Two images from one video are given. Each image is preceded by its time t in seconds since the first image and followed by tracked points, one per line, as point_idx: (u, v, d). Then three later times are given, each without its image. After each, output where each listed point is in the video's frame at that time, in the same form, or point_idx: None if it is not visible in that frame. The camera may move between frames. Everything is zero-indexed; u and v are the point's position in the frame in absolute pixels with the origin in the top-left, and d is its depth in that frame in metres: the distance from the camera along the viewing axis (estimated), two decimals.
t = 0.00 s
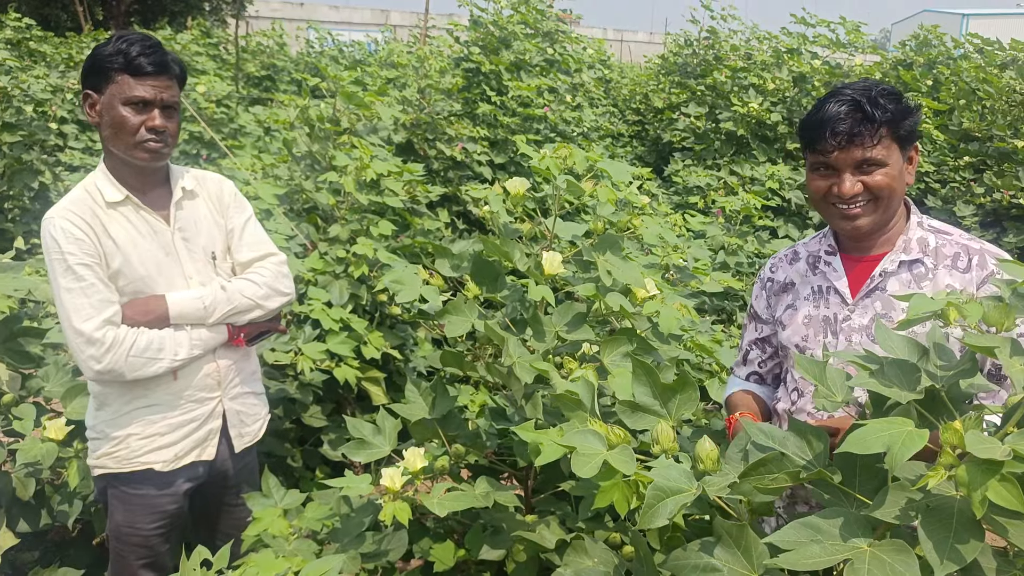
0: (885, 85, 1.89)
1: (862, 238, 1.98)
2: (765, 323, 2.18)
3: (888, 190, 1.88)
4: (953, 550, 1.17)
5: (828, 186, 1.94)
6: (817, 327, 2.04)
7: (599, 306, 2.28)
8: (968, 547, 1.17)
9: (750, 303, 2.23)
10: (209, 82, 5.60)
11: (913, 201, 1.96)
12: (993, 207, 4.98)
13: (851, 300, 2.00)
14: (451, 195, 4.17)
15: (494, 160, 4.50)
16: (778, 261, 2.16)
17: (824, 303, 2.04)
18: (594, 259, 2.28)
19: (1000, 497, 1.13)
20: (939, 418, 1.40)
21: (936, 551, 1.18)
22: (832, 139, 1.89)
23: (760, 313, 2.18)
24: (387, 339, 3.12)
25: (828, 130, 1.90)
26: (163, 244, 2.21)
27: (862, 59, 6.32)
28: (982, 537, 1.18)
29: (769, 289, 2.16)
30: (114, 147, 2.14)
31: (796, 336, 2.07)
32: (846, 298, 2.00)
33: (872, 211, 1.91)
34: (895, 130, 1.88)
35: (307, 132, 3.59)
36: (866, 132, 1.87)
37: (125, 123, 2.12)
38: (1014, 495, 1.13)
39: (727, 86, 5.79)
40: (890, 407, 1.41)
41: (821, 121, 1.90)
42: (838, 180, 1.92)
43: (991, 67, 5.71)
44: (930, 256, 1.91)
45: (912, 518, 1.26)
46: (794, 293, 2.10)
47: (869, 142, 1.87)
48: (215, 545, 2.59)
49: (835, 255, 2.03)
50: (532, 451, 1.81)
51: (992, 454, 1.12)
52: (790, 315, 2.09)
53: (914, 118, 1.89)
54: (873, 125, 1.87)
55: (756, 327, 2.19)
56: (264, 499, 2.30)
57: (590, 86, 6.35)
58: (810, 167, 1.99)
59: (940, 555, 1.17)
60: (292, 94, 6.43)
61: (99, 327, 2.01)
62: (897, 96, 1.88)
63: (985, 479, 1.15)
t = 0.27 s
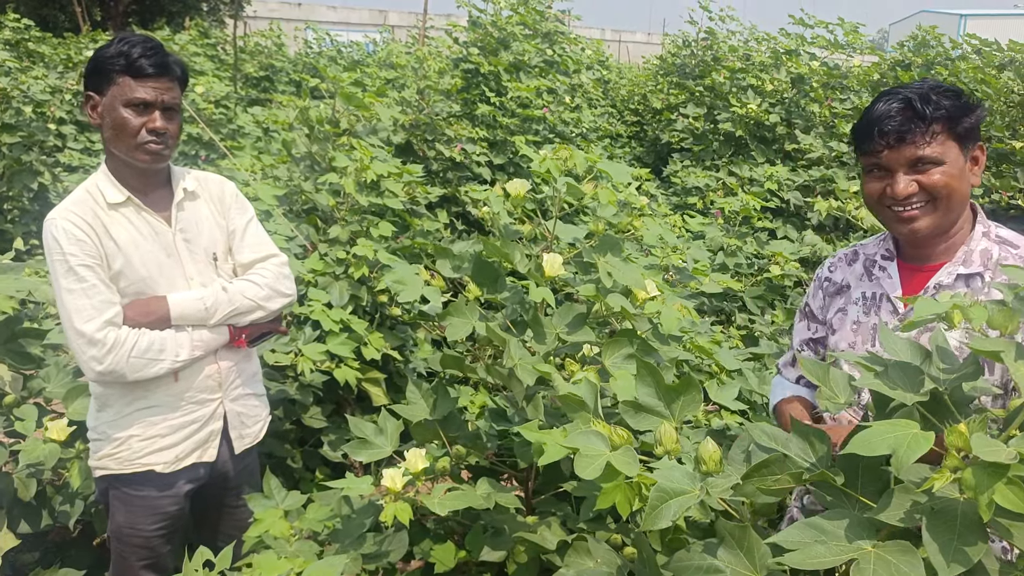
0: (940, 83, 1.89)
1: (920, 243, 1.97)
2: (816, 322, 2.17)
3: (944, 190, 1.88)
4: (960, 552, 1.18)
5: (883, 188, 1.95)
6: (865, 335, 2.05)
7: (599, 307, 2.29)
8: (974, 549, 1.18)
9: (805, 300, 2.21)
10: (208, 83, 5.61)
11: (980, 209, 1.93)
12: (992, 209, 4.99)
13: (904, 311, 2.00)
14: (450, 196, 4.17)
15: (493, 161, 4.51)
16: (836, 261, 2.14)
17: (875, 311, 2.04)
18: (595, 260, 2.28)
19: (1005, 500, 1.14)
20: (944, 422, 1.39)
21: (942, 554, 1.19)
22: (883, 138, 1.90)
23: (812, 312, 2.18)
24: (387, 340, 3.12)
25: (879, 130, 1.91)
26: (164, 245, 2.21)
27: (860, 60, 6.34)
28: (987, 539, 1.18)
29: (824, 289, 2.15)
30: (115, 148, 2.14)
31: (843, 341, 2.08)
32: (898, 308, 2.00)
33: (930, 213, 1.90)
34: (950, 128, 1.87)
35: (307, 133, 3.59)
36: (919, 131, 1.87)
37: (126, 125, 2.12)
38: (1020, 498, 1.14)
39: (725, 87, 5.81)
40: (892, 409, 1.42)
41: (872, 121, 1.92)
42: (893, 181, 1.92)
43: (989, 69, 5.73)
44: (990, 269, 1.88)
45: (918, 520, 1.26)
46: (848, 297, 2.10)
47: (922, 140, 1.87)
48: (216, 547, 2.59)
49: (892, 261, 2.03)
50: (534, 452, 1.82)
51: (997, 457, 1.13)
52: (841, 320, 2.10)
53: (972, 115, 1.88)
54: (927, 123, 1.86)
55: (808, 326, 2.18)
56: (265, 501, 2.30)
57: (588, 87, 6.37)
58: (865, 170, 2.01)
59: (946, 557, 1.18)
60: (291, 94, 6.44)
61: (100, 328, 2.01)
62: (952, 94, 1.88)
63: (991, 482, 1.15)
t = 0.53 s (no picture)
0: (958, 86, 1.95)
1: (931, 242, 2.01)
2: (822, 321, 2.17)
3: (958, 189, 1.92)
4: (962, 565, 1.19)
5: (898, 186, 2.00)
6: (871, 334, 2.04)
7: (597, 307, 2.30)
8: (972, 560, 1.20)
9: (809, 299, 2.22)
10: (209, 83, 5.64)
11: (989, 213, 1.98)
12: (990, 209, 5.01)
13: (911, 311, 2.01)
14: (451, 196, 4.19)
15: (493, 161, 4.53)
16: (843, 261, 2.16)
17: (881, 310, 2.04)
18: (592, 260, 2.30)
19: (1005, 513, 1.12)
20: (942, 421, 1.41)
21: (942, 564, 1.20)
22: (900, 137, 1.96)
23: (819, 311, 2.17)
24: (387, 339, 3.14)
25: (895, 129, 1.97)
26: (166, 244, 2.23)
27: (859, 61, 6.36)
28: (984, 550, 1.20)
29: (832, 288, 2.15)
30: (117, 148, 2.16)
31: (848, 340, 2.07)
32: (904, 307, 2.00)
33: (943, 212, 1.94)
34: (966, 129, 1.93)
35: (307, 133, 3.60)
36: (935, 131, 1.93)
37: (129, 124, 2.14)
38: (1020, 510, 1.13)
39: (725, 88, 5.83)
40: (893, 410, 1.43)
41: (888, 120, 1.98)
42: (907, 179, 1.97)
43: (987, 70, 5.75)
44: (997, 269, 1.92)
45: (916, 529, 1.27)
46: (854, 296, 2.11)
47: (938, 140, 1.93)
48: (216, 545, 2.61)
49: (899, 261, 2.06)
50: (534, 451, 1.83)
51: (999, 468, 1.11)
52: (845, 318, 2.10)
53: (988, 118, 1.94)
54: (943, 124, 1.93)
55: (813, 325, 2.17)
56: (266, 499, 2.32)
57: (588, 88, 6.39)
58: (881, 171, 2.06)
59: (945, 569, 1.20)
60: (292, 95, 6.47)
61: (102, 327, 2.03)
62: (969, 96, 1.94)
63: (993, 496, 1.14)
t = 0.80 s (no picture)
0: (935, 95, 1.92)
1: (906, 250, 2.00)
2: (800, 331, 2.19)
3: (933, 199, 1.91)
4: (978, 568, 1.18)
5: (874, 194, 1.97)
6: (851, 339, 2.08)
7: (602, 315, 2.29)
8: (989, 563, 1.18)
9: (787, 307, 2.24)
10: (216, 89, 5.65)
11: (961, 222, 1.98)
12: (997, 222, 5.00)
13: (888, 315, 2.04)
14: (456, 203, 4.19)
15: (498, 169, 4.53)
16: (820, 271, 2.19)
17: (861, 315, 2.08)
18: (597, 268, 2.29)
19: None
20: (953, 435, 1.39)
21: (957, 566, 1.19)
22: (876, 146, 1.93)
23: (797, 321, 2.20)
24: (391, 346, 3.13)
25: (872, 138, 1.94)
26: (171, 249, 2.22)
27: (865, 73, 6.36)
28: (998, 555, 1.18)
29: (809, 297, 2.18)
30: (124, 152, 2.16)
31: (830, 346, 2.10)
32: (882, 312, 2.04)
33: (918, 220, 1.93)
34: (942, 139, 1.91)
35: (313, 139, 3.60)
36: (911, 140, 1.90)
37: (136, 128, 2.13)
38: None
39: (731, 98, 5.83)
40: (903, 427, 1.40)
41: (866, 129, 1.95)
42: (883, 188, 1.95)
43: (995, 82, 5.74)
44: (972, 277, 1.94)
45: (930, 537, 1.25)
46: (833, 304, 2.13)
47: (915, 149, 1.90)
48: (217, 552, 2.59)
49: (878, 268, 2.07)
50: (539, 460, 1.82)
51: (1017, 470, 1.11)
52: (824, 325, 2.13)
53: (964, 129, 1.91)
54: (920, 133, 1.89)
55: (793, 335, 2.20)
56: (268, 506, 2.31)
57: (594, 97, 6.40)
58: (857, 176, 2.02)
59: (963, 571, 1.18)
60: (298, 101, 6.49)
61: (106, 331, 2.02)
62: (945, 106, 1.91)
63: (1009, 498, 1.13)
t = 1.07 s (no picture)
0: (891, 104, 1.95)
1: (863, 254, 2.01)
2: (758, 333, 2.18)
3: (887, 204, 1.92)
4: (955, 568, 1.17)
5: (831, 200, 1.98)
6: (809, 341, 2.06)
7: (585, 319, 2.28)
8: (968, 565, 1.17)
9: (748, 311, 2.24)
10: (199, 85, 5.58)
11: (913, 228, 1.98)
12: (979, 230, 5.03)
13: (844, 319, 2.03)
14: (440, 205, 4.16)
15: (484, 171, 4.51)
16: (778, 274, 2.18)
17: (818, 318, 2.06)
18: (581, 272, 2.27)
19: (1005, 520, 1.10)
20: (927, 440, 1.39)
21: (935, 565, 1.18)
22: (833, 152, 1.95)
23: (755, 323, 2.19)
24: (372, 347, 3.10)
25: (830, 145, 1.96)
26: (148, 247, 2.19)
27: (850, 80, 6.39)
28: (977, 557, 1.18)
29: (767, 299, 2.17)
30: (100, 148, 2.12)
31: (786, 348, 2.08)
32: (838, 316, 2.03)
33: (873, 225, 1.94)
34: (897, 147, 1.93)
35: (296, 138, 3.57)
36: (866, 147, 1.92)
37: (114, 124, 2.10)
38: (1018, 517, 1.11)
39: (717, 103, 5.84)
40: (880, 428, 1.41)
41: (824, 135, 1.97)
42: (840, 193, 1.96)
43: (977, 92, 5.79)
44: (924, 282, 1.92)
45: (909, 537, 1.24)
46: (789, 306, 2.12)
47: (870, 156, 1.92)
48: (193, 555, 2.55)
49: (835, 272, 2.07)
50: (520, 464, 1.80)
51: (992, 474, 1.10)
52: (782, 327, 2.11)
53: (918, 138, 1.94)
54: (874, 140, 1.92)
55: (751, 337, 2.19)
56: (245, 509, 2.27)
57: (581, 100, 6.40)
58: (815, 182, 2.04)
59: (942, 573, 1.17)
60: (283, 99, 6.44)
61: (80, 331, 1.98)
62: (900, 115, 1.94)
63: (988, 497, 1.12)
